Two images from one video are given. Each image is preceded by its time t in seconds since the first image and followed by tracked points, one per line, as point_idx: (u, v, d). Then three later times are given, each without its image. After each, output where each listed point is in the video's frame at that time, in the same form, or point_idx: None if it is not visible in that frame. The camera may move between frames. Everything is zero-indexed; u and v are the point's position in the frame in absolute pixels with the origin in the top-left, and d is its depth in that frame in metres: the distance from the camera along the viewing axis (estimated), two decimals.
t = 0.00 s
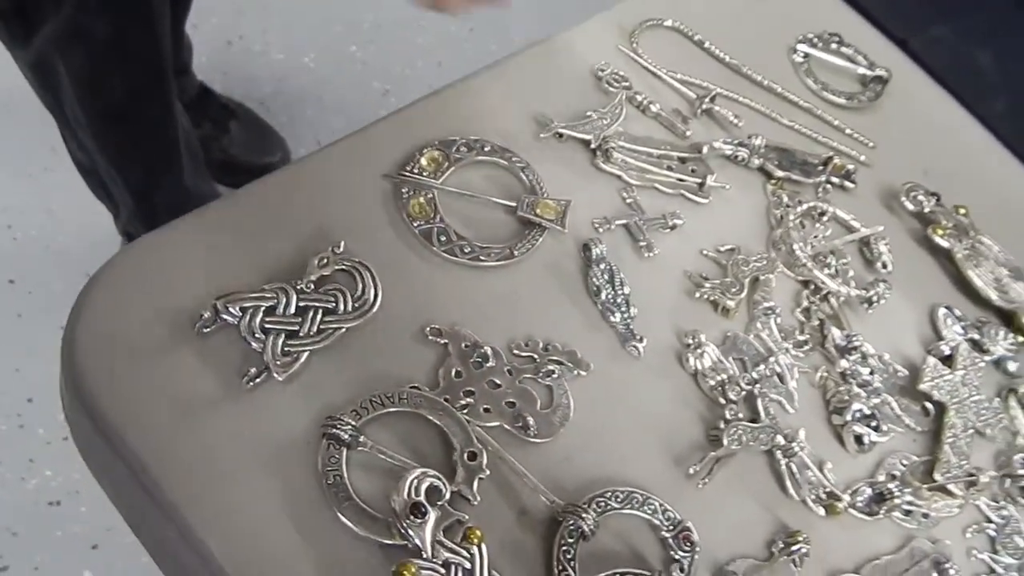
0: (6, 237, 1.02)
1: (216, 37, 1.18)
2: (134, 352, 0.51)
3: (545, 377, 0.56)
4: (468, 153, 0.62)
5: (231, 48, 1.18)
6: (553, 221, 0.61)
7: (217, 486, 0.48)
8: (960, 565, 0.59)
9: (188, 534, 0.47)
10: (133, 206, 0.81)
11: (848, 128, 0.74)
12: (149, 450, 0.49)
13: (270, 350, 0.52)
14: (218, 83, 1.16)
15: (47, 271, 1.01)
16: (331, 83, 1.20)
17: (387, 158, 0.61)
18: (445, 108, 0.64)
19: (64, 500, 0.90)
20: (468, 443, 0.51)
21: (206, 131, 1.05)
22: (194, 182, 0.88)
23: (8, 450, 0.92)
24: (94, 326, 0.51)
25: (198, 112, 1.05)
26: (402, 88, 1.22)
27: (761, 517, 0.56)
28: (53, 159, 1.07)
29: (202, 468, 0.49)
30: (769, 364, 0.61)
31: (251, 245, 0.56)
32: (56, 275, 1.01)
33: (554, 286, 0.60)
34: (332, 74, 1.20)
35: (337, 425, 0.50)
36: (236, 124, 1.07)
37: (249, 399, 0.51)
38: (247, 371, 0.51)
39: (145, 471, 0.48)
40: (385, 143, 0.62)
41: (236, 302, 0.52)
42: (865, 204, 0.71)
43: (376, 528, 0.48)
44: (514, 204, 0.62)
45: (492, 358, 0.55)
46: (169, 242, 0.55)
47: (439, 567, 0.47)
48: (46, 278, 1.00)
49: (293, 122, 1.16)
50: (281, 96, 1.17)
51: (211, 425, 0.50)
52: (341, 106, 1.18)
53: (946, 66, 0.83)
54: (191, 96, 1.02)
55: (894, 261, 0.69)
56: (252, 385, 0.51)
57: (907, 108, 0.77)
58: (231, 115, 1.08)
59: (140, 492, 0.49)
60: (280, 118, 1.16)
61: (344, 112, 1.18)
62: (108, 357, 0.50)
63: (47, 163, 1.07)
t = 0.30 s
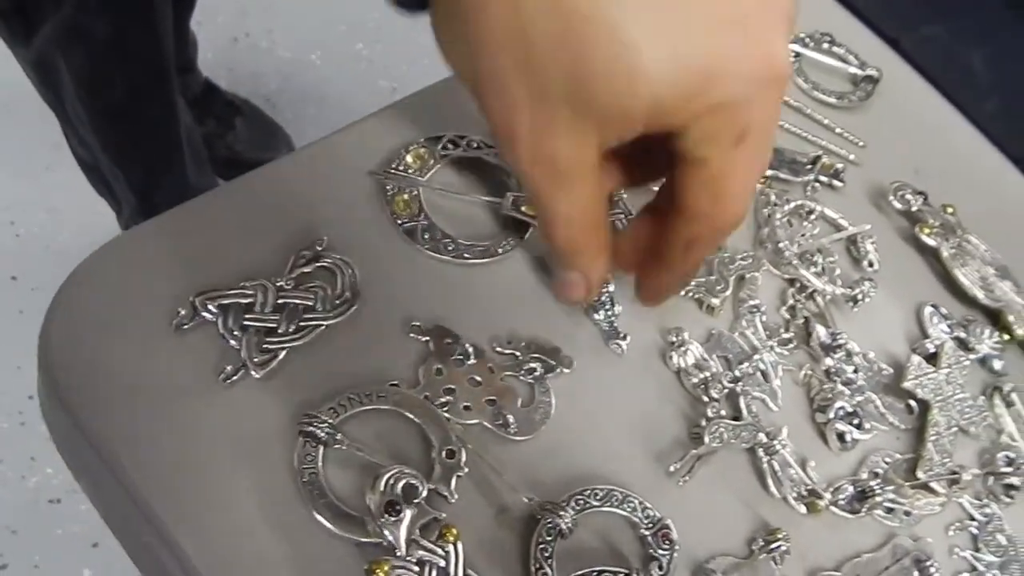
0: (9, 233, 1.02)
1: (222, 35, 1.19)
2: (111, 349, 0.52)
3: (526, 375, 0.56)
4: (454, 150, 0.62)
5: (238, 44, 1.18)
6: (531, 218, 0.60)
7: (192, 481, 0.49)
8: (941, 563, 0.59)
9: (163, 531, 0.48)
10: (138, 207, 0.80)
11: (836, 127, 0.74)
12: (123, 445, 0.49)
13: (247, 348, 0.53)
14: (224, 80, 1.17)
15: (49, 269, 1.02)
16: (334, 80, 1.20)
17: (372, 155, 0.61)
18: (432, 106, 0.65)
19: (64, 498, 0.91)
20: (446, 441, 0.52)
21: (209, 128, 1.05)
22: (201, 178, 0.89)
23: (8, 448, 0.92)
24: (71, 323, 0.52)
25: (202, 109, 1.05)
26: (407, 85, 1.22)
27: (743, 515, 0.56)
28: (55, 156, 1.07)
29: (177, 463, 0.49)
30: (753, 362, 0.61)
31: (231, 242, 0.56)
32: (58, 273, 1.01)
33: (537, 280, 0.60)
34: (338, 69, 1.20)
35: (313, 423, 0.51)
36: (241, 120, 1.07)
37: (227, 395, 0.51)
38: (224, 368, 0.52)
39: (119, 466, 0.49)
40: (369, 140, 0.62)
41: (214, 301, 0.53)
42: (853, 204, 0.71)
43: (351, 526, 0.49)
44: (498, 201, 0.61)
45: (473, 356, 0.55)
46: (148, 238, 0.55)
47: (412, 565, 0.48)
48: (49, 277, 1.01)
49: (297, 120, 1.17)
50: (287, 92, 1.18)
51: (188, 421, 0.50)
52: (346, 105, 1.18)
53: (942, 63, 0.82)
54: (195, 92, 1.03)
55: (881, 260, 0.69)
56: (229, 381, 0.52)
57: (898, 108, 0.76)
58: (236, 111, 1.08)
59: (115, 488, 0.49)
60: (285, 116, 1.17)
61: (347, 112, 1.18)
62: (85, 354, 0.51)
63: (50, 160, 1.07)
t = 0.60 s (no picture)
0: None
1: (210, 34, 1.13)
2: (62, 351, 0.52)
3: (489, 377, 0.55)
4: (420, 150, 0.61)
5: (229, 44, 1.13)
6: (501, 217, 0.59)
7: (141, 483, 0.49)
8: (910, 568, 0.58)
9: (113, 534, 0.48)
10: (120, 204, 0.80)
11: (813, 130, 0.72)
12: (73, 447, 0.49)
13: (201, 348, 0.52)
14: (215, 82, 1.11)
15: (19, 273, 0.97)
16: (328, 84, 1.14)
17: (337, 154, 0.61)
18: (400, 105, 0.64)
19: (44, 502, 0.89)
20: (406, 444, 0.52)
21: (197, 128, 1.02)
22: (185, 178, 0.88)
23: None
24: (24, 325, 0.52)
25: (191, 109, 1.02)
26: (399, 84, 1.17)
27: (709, 519, 0.56)
28: (41, 152, 1.02)
29: (126, 465, 0.49)
30: (722, 365, 0.60)
31: (189, 241, 0.56)
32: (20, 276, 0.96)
33: (503, 281, 0.59)
34: (332, 69, 1.14)
35: (268, 425, 0.50)
36: (231, 119, 1.03)
37: (179, 397, 0.51)
38: (177, 368, 0.52)
39: (68, 469, 0.49)
40: (335, 140, 0.61)
41: (170, 300, 0.53)
42: (829, 207, 0.70)
43: (303, 531, 0.49)
44: (466, 200, 0.60)
45: (437, 357, 0.55)
46: (105, 237, 0.56)
47: (366, 570, 0.47)
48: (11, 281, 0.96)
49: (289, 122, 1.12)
50: (277, 93, 1.12)
51: (138, 422, 0.50)
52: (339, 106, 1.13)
53: (924, 63, 0.81)
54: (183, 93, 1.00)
55: (856, 262, 0.68)
56: (183, 382, 0.52)
57: (877, 110, 0.75)
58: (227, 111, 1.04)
59: (64, 491, 0.49)
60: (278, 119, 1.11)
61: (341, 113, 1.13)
62: (41, 356, 0.51)
63: (36, 156, 1.02)
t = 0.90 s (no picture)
0: None
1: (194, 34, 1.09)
2: (22, 346, 0.51)
3: (459, 375, 0.55)
4: (395, 147, 0.61)
5: (214, 44, 1.10)
6: (474, 214, 0.59)
7: (99, 478, 0.48)
8: (882, 571, 0.58)
9: (70, 528, 0.47)
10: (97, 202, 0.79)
11: (793, 132, 0.72)
12: (33, 441, 0.49)
13: (165, 343, 0.52)
14: (200, 83, 1.08)
15: None
16: (314, 84, 1.10)
17: (309, 150, 0.60)
18: (374, 102, 0.63)
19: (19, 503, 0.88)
20: (374, 441, 0.51)
21: (182, 127, 0.99)
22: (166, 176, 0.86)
23: None
24: None
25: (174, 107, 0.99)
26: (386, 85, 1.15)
27: (680, 520, 0.55)
28: (20, 150, 1.01)
29: (85, 460, 0.49)
30: (697, 366, 0.60)
31: (155, 235, 0.56)
32: None
33: (474, 278, 0.59)
34: (318, 69, 1.11)
35: (232, 421, 0.50)
36: (215, 119, 1.00)
37: (142, 392, 0.51)
38: (138, 363, 0.51)
39: (27, 463, 0.49)
40: (307, 136, 0.61)
41: (133, 293, 0.53)
42: (806, 208, 0.70)
43: (265, 529, 0.48)
44: (438, 198, 0.60)
45: (406, 355, 0.55)
46: (70, 230, 0.55)
47: (328, 569, 0.47)
48: None
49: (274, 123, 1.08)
50: (264, 94, 1.09)
51: (98, 417, 0.50)
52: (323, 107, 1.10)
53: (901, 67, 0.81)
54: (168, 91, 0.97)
55: (832, 263, 0.68)
56: (145, 376, 0.51)
57: (857, 113, 0.75)
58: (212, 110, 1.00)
59: (23, 486, 0.49)
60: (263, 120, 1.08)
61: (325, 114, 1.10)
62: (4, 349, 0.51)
63: (16, 153, 1.01)
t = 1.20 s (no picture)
0: None
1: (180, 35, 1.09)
2: None
3: (438, 374, 0.55)
4: (376, 147, 0.61)
5: (201, 45, 1.09)
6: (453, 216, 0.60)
7: (75, 475, 0.48)
8: (858, 572, 0.58)
9: (47, 525, 0.47)
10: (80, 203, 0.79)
11: (772, 135, 0.72)
12: (8, 438, 0.49)
13: (143, 340, 0.52)
14: (186, 83, 1.07)
15: None
16: (298, 84, 1.10)
17: (289, 149, 0.60)
18: (355, 101, 0.63)
19: None
20: (351, 440, 0.51)
21: (168, 127, 0.98)
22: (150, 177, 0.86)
23: None
24: None
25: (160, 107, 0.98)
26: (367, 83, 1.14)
27: (657, 520, 0.56)
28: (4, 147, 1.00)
29: (60, 457, 0.49)
30: (674, 367, 0.60)
31: (135, 233, 0.55)
32: None
33: (454, 279, 0.59)
34: (303, 70, 1.10)
35: (209, 419, 0.50)
36: (202, 120, 0.99)
37: (119, 389, 0.51)
38: (117, 360, 0.51)
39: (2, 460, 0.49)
40: (288, 135, 0.61)
41: (111, 291, 0.53)
42: (785, 210, 0.70)
43: (243, 527, 0.48)
44: (418, 199, 0.60)
45: (385, 355, 0.54)
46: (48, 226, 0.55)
47: (304, 566, 0.47)
48: None
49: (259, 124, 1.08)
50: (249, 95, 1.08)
51: (76, 414, 0.50)
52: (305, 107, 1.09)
53: (880, 72, 0.82)
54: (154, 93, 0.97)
55: (811, 265, 0.68)
56: (122, 374, 0.51)
57: (836, 117, 0.75)
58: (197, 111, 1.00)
59: None
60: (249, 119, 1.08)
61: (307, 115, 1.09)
62: None
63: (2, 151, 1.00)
